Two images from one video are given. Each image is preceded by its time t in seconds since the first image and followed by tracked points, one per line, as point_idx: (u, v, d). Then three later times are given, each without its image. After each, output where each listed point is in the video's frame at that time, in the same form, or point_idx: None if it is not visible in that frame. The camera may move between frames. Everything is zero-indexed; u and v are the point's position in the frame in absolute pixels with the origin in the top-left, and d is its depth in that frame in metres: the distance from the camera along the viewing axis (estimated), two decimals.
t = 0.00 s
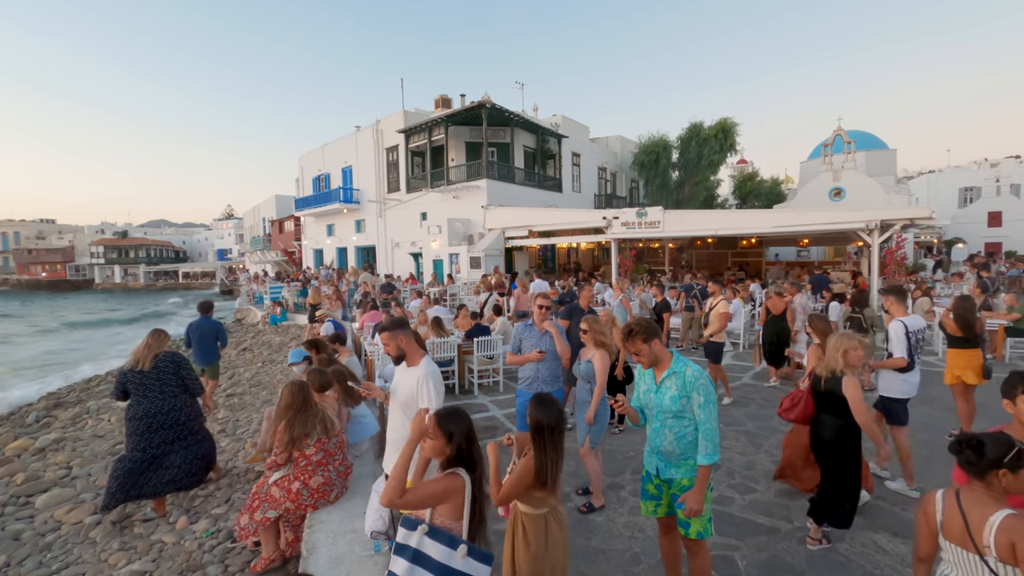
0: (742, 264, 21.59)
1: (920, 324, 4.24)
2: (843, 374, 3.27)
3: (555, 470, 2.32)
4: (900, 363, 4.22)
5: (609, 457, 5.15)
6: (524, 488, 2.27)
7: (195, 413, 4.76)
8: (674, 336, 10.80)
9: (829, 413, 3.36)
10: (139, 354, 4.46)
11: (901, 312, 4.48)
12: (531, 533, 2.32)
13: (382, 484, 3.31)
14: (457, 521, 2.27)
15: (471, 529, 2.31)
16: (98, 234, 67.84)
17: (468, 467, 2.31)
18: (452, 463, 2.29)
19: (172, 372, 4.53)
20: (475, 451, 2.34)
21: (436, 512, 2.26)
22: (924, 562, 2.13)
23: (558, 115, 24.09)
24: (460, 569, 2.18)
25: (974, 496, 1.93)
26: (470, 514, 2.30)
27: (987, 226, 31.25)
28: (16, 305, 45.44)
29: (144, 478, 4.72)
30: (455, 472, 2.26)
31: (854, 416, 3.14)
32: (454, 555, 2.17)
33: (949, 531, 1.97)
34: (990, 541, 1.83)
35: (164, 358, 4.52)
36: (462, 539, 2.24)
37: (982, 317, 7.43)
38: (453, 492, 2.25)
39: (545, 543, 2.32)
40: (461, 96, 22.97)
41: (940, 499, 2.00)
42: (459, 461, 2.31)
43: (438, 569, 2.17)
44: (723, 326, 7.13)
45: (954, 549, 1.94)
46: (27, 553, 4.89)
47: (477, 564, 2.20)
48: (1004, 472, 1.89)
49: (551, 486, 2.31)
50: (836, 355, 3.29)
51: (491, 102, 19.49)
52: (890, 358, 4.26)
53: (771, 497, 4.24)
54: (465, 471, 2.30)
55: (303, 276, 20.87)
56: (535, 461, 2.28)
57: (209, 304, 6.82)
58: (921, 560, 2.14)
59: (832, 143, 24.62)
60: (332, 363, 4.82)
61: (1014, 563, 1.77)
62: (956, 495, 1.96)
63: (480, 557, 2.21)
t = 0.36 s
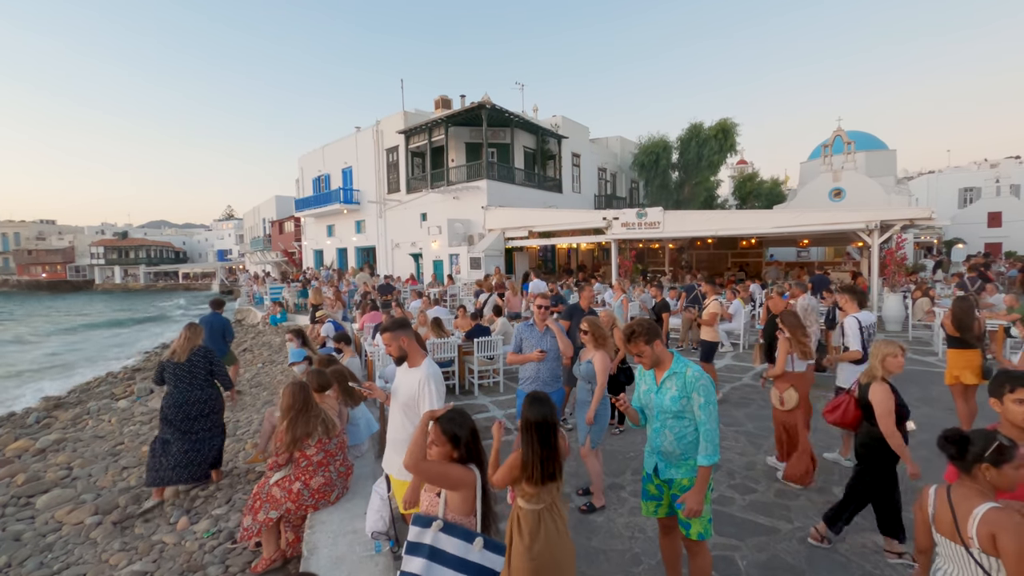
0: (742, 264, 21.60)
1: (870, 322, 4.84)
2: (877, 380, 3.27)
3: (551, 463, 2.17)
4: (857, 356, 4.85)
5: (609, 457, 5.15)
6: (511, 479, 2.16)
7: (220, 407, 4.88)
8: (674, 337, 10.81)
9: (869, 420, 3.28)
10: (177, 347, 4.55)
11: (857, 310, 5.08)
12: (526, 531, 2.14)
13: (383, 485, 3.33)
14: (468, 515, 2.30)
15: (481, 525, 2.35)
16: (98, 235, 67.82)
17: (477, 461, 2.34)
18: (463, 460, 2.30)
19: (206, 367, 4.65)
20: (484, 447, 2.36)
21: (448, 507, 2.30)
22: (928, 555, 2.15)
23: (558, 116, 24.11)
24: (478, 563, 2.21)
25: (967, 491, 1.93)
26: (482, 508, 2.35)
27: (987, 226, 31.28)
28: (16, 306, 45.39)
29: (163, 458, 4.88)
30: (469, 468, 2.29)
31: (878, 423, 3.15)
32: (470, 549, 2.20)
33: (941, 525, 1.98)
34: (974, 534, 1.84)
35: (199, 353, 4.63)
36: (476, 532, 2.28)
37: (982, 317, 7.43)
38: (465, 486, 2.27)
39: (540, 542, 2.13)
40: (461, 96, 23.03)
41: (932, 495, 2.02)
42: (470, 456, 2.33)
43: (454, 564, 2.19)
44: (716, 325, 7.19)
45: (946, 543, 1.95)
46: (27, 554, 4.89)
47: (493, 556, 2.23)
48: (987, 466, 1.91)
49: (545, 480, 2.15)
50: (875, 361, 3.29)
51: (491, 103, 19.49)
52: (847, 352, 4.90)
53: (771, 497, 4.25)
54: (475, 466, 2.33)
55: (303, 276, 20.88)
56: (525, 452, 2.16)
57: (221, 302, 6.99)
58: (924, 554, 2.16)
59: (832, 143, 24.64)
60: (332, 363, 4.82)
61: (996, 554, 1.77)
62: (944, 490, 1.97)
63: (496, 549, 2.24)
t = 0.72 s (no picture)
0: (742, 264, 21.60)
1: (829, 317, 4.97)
2: (929, 380, 3.04)
3: (542, 462, 2.14)
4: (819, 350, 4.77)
5: (610, 457, 5.15)
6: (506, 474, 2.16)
7: (231, 399, 5.13)
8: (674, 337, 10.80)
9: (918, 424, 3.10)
10: (190, 339, 4.88)
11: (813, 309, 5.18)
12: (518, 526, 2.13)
13: (383, 485, 3.34)
14: (472, 513, 2.30)
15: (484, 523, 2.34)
16: (98, 236, 67.80)
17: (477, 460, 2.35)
18: (463, 459, 2.32)
19: (218, 357, 4.97)
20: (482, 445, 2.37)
21: (452, 506, 2.29)
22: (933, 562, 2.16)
23: (558, 116, 24.12)
24: (485, 559, 2.19)
25: (977, 497, 1.93)
26: (485, 507, 2.35)
27: (987, 227, 31.26)
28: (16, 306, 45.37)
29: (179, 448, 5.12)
30: (469, 466, 2.30)
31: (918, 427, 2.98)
32: (473, 547, 2.18)
33: (953, 530, 1.98)
34: (991, 540, 1.84)
35: (213, 344, 4.96)
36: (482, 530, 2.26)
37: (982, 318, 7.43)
38: (467, 484, 2.27)
39: (534, 539, 2.11)
40: (461, 96, 22.83)
41: (941, 500, 2.02)
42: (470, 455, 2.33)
43: (462, 562, 2.17)
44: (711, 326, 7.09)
45: (957, 548, 1.95)
46: (28, 554, 4.90)
47: (500, 553, 2.21)
48: (1000, 470, 1.89)
49: (535, 477, 2.14)
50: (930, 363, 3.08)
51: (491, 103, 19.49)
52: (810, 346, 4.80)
53: (771, 497, 4.25)
54: (476, 465, 2.34)
55: (303, 277, 20.88)
56: (519, 447, 2.16)
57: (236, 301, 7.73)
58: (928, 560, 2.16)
59: (832, 144, 24.64)
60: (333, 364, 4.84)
61: (1015, 561, 1.76)
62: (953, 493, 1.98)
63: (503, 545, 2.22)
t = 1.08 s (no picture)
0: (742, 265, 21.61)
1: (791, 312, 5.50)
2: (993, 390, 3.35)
3: (541, 463, 2.13)
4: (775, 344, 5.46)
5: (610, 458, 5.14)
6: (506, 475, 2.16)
7: (229, 395, 5.26)
8: (674, 338, 10.81)
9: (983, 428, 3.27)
10: (186, 339, 5.00)
11: (777, 300, 5.73)
12: (518, 526, 2.13)
13: (382, 486, 3.33)
14: (468, 517, 2.29)
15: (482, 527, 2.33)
16: (98, 236, 67.76)
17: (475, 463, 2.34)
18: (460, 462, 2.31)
19: (213, 356, 5.10)
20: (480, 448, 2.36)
21: (448, 510, 2.28)
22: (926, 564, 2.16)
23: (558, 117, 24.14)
24: (479, 565, 2.19)
25: (981, 501, 1.92)
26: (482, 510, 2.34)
27: (987, 227, 31.27)
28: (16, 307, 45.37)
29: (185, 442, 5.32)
30: (466, 469, 2.30)
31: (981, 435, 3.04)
32: (470, 552, 2.17)
33: (954, 535, 1.97)
34: (1002, 546, 1.81)
35: (209, 343, 5.08)
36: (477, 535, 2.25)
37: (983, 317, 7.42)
38: (464, 490, 2.26)
39: (533, 540, 2.11)
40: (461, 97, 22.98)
41: (942, 503, 2.01)
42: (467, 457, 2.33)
43: (457, 566, 2.17)
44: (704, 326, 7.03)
45: (958, 553, 1.95)
46: (27, 555, 4.89)
47: (497, 558, 2.20)
48: (1009, 474, 1.87)
49: (533, 478, 2.14)
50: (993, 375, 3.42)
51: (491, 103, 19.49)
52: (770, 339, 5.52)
53: (770, 497, 4.24)
54: (472, 469, 2.33)
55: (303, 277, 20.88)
56: (518, 448, 2.16)
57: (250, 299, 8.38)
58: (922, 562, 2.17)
59: (832, 144, 24.64)
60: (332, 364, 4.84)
61: None
62: (959, 498, 1.96)
63: (499, 550, 2.20)
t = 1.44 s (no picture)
0: (742, 265, 21.62)
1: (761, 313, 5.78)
2: None
3: (542, 464, 2.13)
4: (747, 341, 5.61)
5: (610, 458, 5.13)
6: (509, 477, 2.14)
7: (226, 390, 5.32)
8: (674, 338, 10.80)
9: None
10: (186, 335, 5.00)
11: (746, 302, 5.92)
12: (517, 526, 2.13)
13: (383, 486, 3.33)
14: (466, 522, 2.29)
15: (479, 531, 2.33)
16: (99, 237, 67.76)
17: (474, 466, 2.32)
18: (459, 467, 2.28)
19: (211, 354, 5.11)
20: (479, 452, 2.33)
21: (445, 515, 2.27)
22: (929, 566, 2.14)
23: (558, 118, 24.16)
24: (475, 568, 2.19)
25: (982, 505, 1.92)
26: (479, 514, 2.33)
27: (987, 228, 31.26)
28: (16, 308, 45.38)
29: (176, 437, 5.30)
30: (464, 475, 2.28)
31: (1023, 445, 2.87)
32: (466, 556, 2.18)
33: (954, 537, 1.97)
34: (1003, 552, 1.81)
35: (208, 340, 5.10)
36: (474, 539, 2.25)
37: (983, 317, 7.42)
38: (461, 496, 2.26)
39: (533, 541, 2.11)
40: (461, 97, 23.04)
41: (942, 505, 2.01)
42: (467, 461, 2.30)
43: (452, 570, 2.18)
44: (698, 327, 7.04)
45: (957, 555, 1.95)
46: (27, 556, 4.89)
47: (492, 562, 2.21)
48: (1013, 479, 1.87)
49: (535, 478, 2.13)
50: None
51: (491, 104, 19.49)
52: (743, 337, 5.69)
53: (770, 498, 4.24)
54: (470, 474, 2.31)
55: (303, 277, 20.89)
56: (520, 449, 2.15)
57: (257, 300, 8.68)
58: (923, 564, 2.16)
59: (832, 144, 24.66)
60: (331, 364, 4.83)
61: None
62: (959, 502, 1.96)
63: (495, 555, 2.21)
